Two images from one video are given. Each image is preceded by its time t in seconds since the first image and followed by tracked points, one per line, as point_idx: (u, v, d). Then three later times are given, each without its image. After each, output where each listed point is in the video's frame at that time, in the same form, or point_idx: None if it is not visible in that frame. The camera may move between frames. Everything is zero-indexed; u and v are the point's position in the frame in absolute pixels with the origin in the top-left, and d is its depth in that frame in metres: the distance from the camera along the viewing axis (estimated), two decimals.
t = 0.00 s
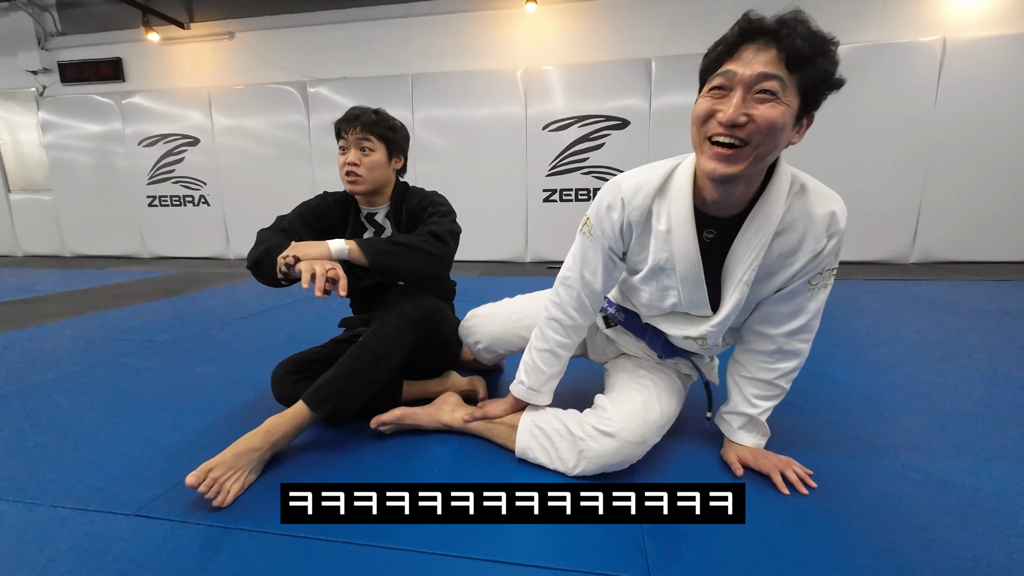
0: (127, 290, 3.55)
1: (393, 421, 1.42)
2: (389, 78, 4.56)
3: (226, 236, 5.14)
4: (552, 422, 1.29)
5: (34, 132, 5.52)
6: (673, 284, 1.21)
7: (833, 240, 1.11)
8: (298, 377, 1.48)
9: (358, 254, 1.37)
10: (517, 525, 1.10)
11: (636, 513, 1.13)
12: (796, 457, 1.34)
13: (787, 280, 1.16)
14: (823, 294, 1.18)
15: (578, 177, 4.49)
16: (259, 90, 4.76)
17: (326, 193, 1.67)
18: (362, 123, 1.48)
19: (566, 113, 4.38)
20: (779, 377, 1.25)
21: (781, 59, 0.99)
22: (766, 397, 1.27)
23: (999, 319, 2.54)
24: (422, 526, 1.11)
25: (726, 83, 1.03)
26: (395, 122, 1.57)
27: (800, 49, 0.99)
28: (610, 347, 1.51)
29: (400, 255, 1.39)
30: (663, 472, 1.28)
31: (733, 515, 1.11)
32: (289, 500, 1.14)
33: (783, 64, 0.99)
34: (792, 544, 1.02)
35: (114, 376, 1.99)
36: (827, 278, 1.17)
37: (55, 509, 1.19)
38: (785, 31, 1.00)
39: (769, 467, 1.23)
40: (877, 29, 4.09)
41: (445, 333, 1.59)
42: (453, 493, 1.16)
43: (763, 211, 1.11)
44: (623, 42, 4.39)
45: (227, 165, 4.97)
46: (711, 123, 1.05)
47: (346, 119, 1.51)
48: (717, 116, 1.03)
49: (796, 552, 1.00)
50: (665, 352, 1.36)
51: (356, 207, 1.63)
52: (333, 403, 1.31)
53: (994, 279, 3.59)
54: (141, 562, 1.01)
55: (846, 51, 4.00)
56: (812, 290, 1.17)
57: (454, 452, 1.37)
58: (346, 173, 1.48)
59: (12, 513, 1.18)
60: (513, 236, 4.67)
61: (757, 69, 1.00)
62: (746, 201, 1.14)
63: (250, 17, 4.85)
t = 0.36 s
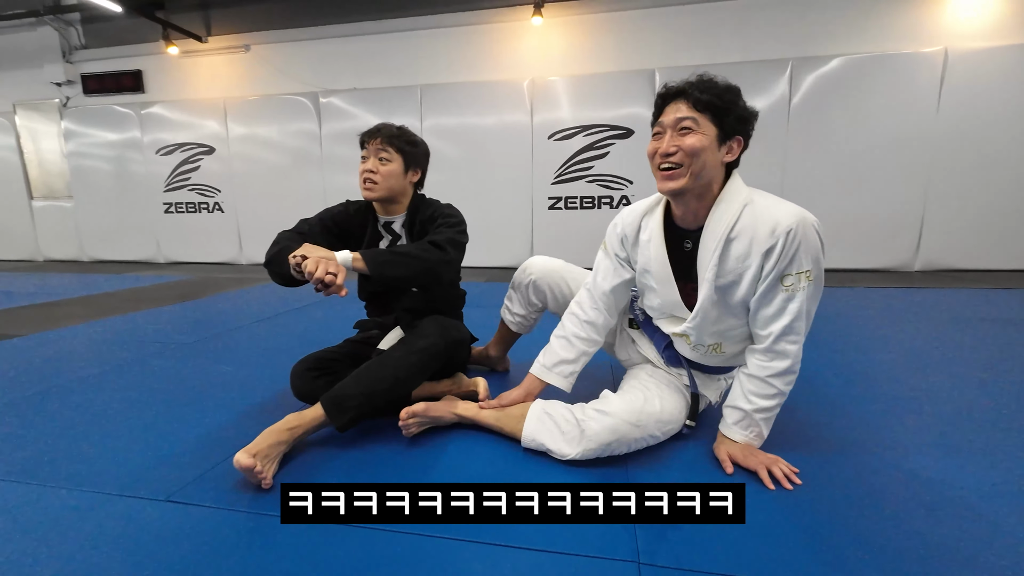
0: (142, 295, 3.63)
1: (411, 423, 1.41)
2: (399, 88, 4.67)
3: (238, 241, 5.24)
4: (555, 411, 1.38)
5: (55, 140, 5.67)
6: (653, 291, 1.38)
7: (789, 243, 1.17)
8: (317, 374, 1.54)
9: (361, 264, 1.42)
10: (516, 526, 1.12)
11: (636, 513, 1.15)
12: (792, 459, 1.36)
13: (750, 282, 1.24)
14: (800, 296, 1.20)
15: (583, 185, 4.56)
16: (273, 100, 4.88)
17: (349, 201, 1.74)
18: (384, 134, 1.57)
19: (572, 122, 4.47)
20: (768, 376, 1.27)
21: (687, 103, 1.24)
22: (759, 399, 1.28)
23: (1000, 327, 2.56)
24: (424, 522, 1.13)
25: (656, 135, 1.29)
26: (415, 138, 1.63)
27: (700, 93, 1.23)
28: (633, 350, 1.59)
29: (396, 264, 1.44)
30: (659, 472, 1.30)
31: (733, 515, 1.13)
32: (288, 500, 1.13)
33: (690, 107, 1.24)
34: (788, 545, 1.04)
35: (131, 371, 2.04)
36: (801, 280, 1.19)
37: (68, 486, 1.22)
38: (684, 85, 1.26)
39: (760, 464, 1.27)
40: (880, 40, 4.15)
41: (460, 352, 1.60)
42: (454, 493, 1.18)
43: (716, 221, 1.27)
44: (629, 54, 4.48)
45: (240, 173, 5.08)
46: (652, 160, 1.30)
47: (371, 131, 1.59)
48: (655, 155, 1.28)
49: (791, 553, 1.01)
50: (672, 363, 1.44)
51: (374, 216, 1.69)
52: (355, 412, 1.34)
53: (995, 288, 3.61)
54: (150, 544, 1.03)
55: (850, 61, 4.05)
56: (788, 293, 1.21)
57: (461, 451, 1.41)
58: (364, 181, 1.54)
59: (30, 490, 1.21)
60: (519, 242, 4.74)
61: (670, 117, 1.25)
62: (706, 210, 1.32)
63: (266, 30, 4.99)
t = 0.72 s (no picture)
0: (161, 302, 3.73)
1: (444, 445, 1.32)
2: (411, 99, 4.76)
3: (253, 249, 5.35)
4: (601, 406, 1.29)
5: (81, 151, 5.87)
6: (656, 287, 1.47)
7: (793, 250, 1.20)
8: (326, 386, 1.53)
9: (382, 283, 1.45)
10: (516, 525, 1.14)
11: (636, 512, 1.17)
12: (797, 466, 1.35)
13: (757, 287, 1.26)
14: (801, 302, 1.21)
15: (593, 194, 4.59)
16: (289, 112, 5.01)
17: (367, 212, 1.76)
18: (410, 150, 1.58)
19: (581, 131, 4.50)
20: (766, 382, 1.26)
21: (651, 169, 1.27)
22: (763, 403, 1.26)
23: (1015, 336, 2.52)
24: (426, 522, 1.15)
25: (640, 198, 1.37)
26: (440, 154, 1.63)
27: (650, 156, 1.26)
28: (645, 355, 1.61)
29: (415, 281, 1.48)
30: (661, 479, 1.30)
31: (733, 515, 1.15)
32: (288, 500, 1.16)
33: (654, 172, 1.27)
34: (786, 549, 1.04)
35: (149, 375, 2.10)
36: (804, 288, 1.21)
37: (87, 488, 1.26)
38: (640, 155, 1.28)
39: (763, 476, 1.25)
40: (892, 47, 4.13)
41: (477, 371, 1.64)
42: (454, 493, 1.19)
43: (727, 231, 1.31)
44: (638, 64, 4.51)
45: (256, 182, 5.20)
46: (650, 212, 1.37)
47: (396, 149, 1.59)
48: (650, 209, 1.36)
49: (787, 557, 1.02)
50: (679, 354, 1.47)
51: (397, 228, 1.72)
52: (378, 437, 1.35)
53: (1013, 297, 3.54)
54: (161, 542, 1.07)
55: (861, 68, 4.03)
56: (790, 298, 1.22)
57: (465, 455, 1.41)
58: (390, 198, 1.56)
59: (51, 490, 1.25)
60: (529, 250, 4.78)
61: (643, 183, 1.30)
62: (717, 225, 1.37)
63: (283, 44, 5.13)
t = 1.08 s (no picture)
0: (184, 309, 3.86)
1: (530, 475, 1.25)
2: (427, 109, 4.83)
3: (274, 257, 5.48)
4: (681, 405, 1.23)
5: (112, 164, 6.10)
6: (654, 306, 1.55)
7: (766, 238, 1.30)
8: (338, 393, 1.51)
9: (415, 283, 1.49)
10: (514, 529, 1.14)
11: (636, 512, 1.18)
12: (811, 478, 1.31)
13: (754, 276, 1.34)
14: (808, 271, 1.23)
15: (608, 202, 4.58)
16: (308, 123, 5.13)
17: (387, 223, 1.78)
18: (433, 164, 1.58)
19: (596, 138, 4.50)
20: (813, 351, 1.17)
21: (614, 227, 1.33)
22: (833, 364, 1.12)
23: None
24: (422, 530, 1.14)
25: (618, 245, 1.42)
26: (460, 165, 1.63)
27: (606, 215, 1.31)
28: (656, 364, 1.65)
29: (446, 288, 1.49)
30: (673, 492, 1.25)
31: (733, 515, 1.16)
32: (289, 500, 1.19)
33: (619, 228, 1.33)
34: (790, 560, 1.01)
35: (167, 381, 2.16)
36: (801, 261, 1.26)
37: (101, 493, 1.30)
38: (597, 219, 1.34)
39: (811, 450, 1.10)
40: (916, 50, 4.02)
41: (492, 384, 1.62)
42: (454, 493, 1.20)
43: (705, 242, 1.38)
44: (653, 72, 4.49)
45: (277, 191, 5.33)
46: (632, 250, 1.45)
47: (419, 164, 1.59)
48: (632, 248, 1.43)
49: (787, 560, 1.01)
50: (695, 357, 1.53)
51: (419, 240, 1.73)
52: (389, 449, 1.33)
53: None
54: (171, 540, 1.10)
55: (883, 72, 3.94)
56: (794, 273, 1.24)
57: (473, 462, 1.40)
58: (418, 212, 1.58)
59: (68, 495, 1.29)
60: (542, 258, 4.79)
61: (616, 236, 1.37)
62: (695, 235, 1.45)
63: (303, 57, 5.26)
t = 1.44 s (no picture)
0: (210, 314, 3.97)
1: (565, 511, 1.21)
2: (446, 117, 4.88)
3: (296, 263, 5.60)
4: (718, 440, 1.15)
5: (145, 175, 6.35)
6: (645, 320, 1.52)
7: (729, 234, 1.32)
8: (359, 401, 1.51)
9: (433, 295, 1.48)
10: (518, 536, 1.12)
11: (636, 512, 1.17)
12: (838, 488, 1.24)
13: (720, 274, 1.35)
14: (769, 260, 1.24)
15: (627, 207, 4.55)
16: (330, 132, 5.24)
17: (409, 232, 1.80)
18: (454, 172, 1.57)
19: (614, 143, 4.47)
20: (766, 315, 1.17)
21: (591, 242, 1.30)
22: (745, 338, 1.14)
23: None
24: (421, 538, 1.11)
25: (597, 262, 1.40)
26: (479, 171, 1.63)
27: (583, 231, 1.29)
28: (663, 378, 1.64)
29: (464, 294, 1.49)
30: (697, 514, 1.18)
31: (733, 514, 1.15)
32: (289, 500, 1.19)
33: (598, 244, 1.30)
34: (808, 572, 0.96)
35: (189, 387, 2.21)
36: (762, 252, 1.27)
37: (119, 494, 1.32)
38: (574, 234, 1.31)
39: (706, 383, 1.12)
40: (949, 46, 3.87)
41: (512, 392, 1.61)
42: (454, 493, 1.21)
43: (676, 247, 1.38)
44: (672, 75, 4.45)
45: (300, 200, 5.45)
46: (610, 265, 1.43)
47: (439, 172, 1.59)
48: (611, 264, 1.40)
49: (791, 565, 0.98)
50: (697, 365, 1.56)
51: (440, 247, 1.74)
52: (412, 458, 1.32)
53: None
54: (179, 535, 1.14)
55: (913, 70, 3.80)
56: (757, 261, 1.25)
57: (493, 472, 1.38)
58: (441, 219, 1.57)
59: (87, 495, 1.31)
60: (560, 264, 4.76)
61: (595, 252, 1.34)
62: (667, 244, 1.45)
63: (326, 68, 5.38)
